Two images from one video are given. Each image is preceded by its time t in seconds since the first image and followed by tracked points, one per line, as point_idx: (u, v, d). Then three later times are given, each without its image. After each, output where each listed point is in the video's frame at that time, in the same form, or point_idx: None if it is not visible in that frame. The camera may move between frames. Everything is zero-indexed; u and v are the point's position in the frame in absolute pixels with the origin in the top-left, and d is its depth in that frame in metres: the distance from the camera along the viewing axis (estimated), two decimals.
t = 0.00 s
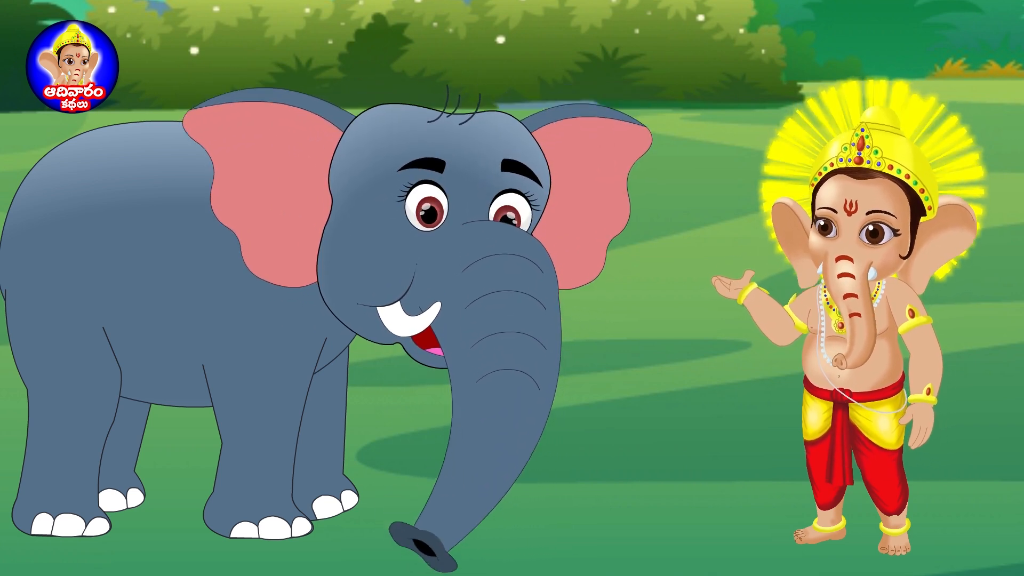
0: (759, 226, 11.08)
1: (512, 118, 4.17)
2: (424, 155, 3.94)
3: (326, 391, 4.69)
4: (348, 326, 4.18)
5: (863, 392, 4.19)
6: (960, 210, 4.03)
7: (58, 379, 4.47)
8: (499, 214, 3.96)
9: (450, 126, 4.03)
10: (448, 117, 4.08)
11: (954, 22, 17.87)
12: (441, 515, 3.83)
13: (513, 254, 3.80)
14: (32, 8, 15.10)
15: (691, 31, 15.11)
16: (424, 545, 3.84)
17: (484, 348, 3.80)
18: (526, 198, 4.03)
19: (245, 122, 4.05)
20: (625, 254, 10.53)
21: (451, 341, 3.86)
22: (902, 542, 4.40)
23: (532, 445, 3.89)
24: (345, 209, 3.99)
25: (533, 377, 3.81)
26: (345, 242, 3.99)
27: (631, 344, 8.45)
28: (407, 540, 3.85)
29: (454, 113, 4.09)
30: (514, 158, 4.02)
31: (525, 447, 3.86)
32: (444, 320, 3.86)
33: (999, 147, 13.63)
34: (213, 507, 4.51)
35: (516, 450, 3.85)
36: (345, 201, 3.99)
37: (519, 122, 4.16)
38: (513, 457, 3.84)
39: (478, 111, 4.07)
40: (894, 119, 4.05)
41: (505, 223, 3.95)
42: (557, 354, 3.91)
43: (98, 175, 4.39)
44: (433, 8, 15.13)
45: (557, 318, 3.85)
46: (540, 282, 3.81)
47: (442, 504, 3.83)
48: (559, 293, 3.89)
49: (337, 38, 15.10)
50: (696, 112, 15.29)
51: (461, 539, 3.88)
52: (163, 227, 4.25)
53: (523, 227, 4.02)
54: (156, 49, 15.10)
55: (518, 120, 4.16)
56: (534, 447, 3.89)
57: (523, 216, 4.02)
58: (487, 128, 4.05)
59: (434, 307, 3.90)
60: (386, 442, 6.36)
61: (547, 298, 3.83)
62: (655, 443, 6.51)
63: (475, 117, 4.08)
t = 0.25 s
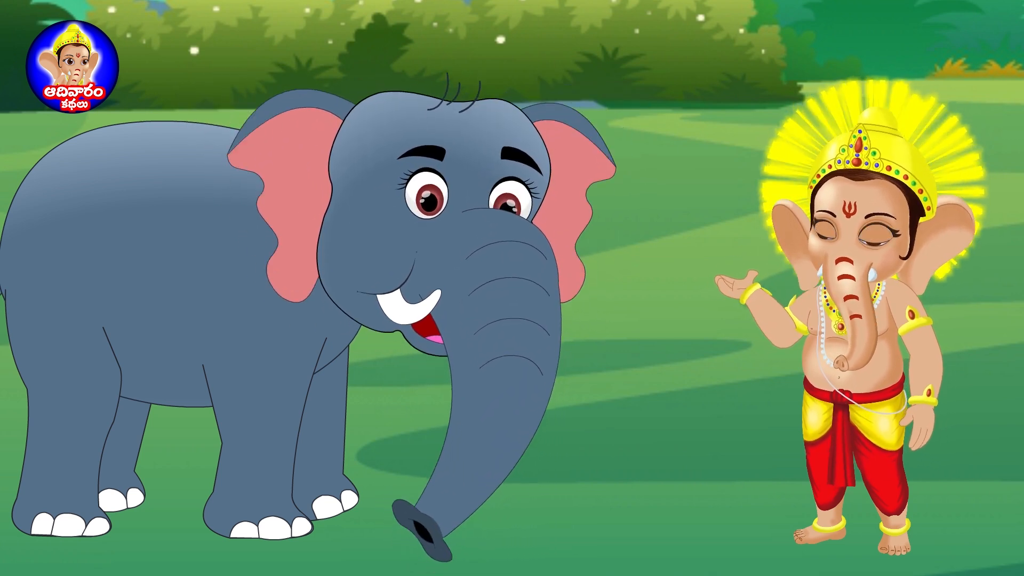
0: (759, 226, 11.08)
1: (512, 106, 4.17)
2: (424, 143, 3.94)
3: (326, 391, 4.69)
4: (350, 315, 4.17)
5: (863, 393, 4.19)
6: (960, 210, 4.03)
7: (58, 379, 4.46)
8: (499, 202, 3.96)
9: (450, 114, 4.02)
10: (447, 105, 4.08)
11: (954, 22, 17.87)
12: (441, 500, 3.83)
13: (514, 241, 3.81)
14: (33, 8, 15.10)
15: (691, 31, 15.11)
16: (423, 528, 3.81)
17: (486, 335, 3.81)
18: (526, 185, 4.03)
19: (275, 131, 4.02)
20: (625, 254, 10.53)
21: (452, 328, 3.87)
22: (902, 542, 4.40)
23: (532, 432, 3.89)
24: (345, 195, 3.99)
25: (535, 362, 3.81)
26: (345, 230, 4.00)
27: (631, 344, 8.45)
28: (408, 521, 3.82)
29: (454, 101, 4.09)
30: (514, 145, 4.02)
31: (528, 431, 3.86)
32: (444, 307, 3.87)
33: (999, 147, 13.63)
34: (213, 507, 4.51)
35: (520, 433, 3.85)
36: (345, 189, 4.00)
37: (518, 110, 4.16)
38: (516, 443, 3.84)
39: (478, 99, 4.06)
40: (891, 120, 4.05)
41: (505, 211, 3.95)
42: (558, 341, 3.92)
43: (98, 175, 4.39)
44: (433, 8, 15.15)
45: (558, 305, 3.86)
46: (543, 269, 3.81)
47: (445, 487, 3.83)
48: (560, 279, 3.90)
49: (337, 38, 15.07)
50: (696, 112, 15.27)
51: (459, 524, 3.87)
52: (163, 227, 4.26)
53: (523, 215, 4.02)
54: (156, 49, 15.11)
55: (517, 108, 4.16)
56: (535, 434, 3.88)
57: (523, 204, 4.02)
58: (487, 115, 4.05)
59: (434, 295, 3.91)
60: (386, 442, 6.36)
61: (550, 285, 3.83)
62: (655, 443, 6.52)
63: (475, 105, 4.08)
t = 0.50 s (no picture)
0: (759, 226, 11.08)
1: (514, 98, 4.13)
2: (424, 134, 3.92)
3: (326, 391, 4.69)
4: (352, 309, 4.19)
5: (863, 393, 4.19)
6: (960, 210, 4.03)
7: (57, 379, 4.46)
8: (499, 193, 3.91)
9: (449, 106, 4.00)
10: (448, 96, 4.05)
11: (954, 22, 17.87)
12: (489, 508, 3.79)
13: (514, 233, 3.82)
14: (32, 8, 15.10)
15: (691, 31, 15.11)
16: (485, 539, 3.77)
17: (490, 330, 3.82)
18: (526, 177, 3.97)
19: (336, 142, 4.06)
20: (625, 254, 10.53)
21: (454, 320, 3.88)
22: (902, 542, 4.41)
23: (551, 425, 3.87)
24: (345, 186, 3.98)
25: (541, 352, 3.81)
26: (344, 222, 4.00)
27: (631, 344, 8.45)
28: (467, 537, 3.81)
29: (454, 92, 4.06)
30: (513, 137, 3.97)
31: (539, 424, 3.82)
32: (445, 300, 3.89)
33: (999, 147, 13.63)
34: (213, 507, 4.52)
35: (530, 428, 3.82)
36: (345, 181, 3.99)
37: (520, 102, 4.12)
38: (518, 441, 3.80)
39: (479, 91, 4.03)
40: (891, 120, 4.05)
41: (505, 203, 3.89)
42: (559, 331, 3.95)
43: (98, 175, 4.39)
44: (433, 8, 15.13)
45: (558, 294, 3.90)
46: (542, 258, 3.84)
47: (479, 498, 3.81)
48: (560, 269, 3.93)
49: (337, 38, 15.05)
50: (696, 112, 15.27)
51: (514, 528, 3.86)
52: (163, 227, 4.26)
53: (523, 207, 3.97)
54: (156, 49, 15.11)
55: (519, 100, 4.12)
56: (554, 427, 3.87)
57: (523, 196, 3.97)
58: (487, 106, 4.02)
59: (434, 286, 3.94)
60: (386, 442, 6.36)
61: (550, 274, 3.87)
62: (655, 443, 6.52)
63: (476, 96, 4.05)
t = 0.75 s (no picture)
0: (758, 226, 11.08)
1: (513, 109, 4.18)
2: (425, 147, 3.93)
3: (326, 392, 4.69)
4: (349, 318, 4.17)
5: (864, 393, 4.19)
6: (958, 209, 4.03)
7: (58, 379, 4.46)
8: (499, 205, 3.96)
9: (450, 117, 4.03)
10: (448, 108, 4.09)
11: (954, 22, 17.87)
12: (488, 519, 3.83)
13: (511, 245, 3.81)
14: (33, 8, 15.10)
15: (691, 31, 15.10)
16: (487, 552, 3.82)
17: (488, 342, 3.80)
18: (526, 188, 4.04)
19: (265, 132, 4.03)
20: (625, 255, 10.53)
21: (453, 333, 3.86)
22: (902, 542, 4.40)
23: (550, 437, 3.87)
24: (346, 196, 3.99)
25: (538, 366, 3.80)
26: (344, 232, 3.99)
27: (631, 344, 8.45)
28: (468, 554, 3.85)
29: (454, 104, 4.10)
30: (513, 149, 4.03)
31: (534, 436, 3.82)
32: (444, 312, 3.87)
33: (999, 147, 13.63)
34: (213, 507, 4.51)
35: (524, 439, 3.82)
36: (345, 193, 3.99)
37: (519, 113, 4.17)
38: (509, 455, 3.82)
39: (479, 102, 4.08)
40: (892, 121, 4.05)
41: (505, 214, 3.95)
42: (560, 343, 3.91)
43: (98, 175, 4.39)
44: (433, 8, 15.11)
45: (557, 306, 3.86)
46: (538, 271, 3.81)
47: (477, 509, 3.84)
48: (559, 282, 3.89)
49: (337, 38, 15.07)
50: (696, 112, 15.27)
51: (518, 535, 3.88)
52: (163, 227, 4.25)
53: (523, 217, 4.04)
54: (156, 49, 15.12)
55: (518, 111, 4.17)
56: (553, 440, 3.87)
57: (523, 206, 4.03)
58: (487, 118, 4.06)
59: (434, 297, 3.90)
60: (386, 442, 6.36)
61: (547, 287, 3.83)
62: (655, 443, 6.52)
63: (475, 108, 4.09)
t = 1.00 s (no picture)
0: (758, 226, 11.08)
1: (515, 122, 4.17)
2: (425, 158, 3.94)
3: (326, 392, 4.69)
4: (346, 327, 4.18)
5: (863, 393, 4.19)
6: (958, 209, 4.03)
7: (58, 379, 4.46)
8: (499, 217, 3.96)
9: (449, 129, 4.03)
10: (448, 119, 4.08)
11: (954, 22, 17.87)
12: (441, 517, 3.82)
13: (511, 257, 3.81)
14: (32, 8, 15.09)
15: (691, 31, 15.08)
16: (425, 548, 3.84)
17: (484, 352, 3.80)
18: (526, 200, 4.04)
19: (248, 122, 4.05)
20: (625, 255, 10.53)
21: (452, 343, 3.86)
22: (902, 542, 4.40)
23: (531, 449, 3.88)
24: (345, 208, 3.99)
25: (532, 379, 3.80)
26: (345, 244, 3.99)
27: (631, 344, 8.46)
28: (407, 542, 3.84)
29: (454, 115, 4.10)
30: (512, 161, 4.02)
31: (517, 444, 3.83)
32: (444, 324, 3.86)
33: (999, 147, 13.63)
34: (213, 507, 4.51)
35: (507, 447, 3.83)
36: (345, 206, 3.99)
37: (519, 126, 4.15)
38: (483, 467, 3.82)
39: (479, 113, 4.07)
40: (892, 121, 4.05)
41: (505, 226, 3.95)
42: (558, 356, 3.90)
43: (98, 175, 4.39)
44: (433, 8, 15.06)
45: (557, 321, 3.85)
46: (540, 286, 3.81)
47: (439, 504, 3.83)
48: (559, 295, 3.89)
49: (337, 38, 15.08)
50: (697, 112, 15.27)
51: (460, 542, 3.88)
52: (163, 227, 4.25)
53: (523, 229, 4.03)
54: (156, 49, 15.11)
55: (519, 124, 4.15)
56: (533, 452, 3.88)
57: (523, 219, 4.03)
58: (487, 131, 4.05)
59: (434, 309, 3.90)
60: (386, 442, 6.36)
61: (547, 302, 3.82)
62: (655, 443, 6.52)
63: (476, 120, 4.08)
